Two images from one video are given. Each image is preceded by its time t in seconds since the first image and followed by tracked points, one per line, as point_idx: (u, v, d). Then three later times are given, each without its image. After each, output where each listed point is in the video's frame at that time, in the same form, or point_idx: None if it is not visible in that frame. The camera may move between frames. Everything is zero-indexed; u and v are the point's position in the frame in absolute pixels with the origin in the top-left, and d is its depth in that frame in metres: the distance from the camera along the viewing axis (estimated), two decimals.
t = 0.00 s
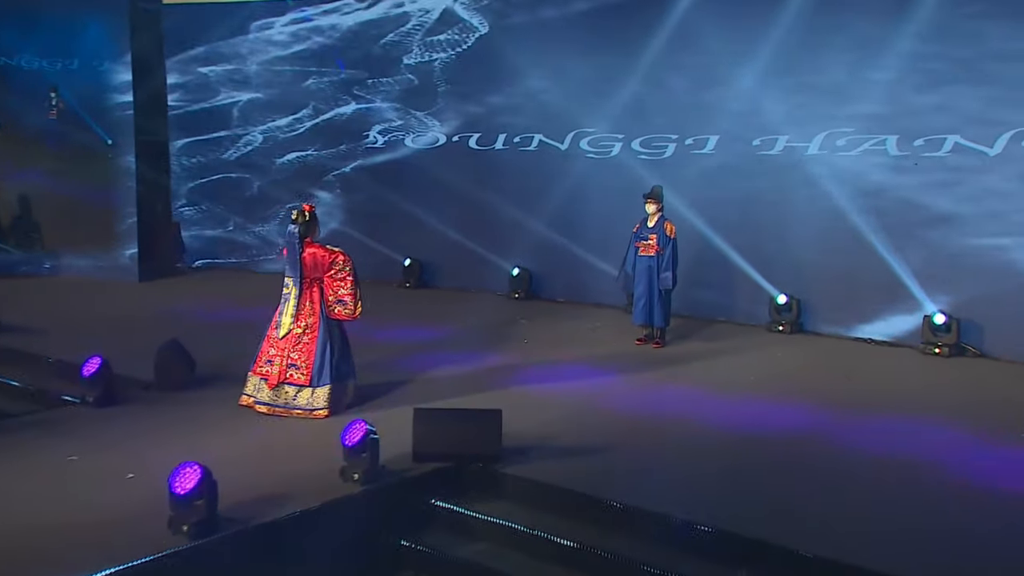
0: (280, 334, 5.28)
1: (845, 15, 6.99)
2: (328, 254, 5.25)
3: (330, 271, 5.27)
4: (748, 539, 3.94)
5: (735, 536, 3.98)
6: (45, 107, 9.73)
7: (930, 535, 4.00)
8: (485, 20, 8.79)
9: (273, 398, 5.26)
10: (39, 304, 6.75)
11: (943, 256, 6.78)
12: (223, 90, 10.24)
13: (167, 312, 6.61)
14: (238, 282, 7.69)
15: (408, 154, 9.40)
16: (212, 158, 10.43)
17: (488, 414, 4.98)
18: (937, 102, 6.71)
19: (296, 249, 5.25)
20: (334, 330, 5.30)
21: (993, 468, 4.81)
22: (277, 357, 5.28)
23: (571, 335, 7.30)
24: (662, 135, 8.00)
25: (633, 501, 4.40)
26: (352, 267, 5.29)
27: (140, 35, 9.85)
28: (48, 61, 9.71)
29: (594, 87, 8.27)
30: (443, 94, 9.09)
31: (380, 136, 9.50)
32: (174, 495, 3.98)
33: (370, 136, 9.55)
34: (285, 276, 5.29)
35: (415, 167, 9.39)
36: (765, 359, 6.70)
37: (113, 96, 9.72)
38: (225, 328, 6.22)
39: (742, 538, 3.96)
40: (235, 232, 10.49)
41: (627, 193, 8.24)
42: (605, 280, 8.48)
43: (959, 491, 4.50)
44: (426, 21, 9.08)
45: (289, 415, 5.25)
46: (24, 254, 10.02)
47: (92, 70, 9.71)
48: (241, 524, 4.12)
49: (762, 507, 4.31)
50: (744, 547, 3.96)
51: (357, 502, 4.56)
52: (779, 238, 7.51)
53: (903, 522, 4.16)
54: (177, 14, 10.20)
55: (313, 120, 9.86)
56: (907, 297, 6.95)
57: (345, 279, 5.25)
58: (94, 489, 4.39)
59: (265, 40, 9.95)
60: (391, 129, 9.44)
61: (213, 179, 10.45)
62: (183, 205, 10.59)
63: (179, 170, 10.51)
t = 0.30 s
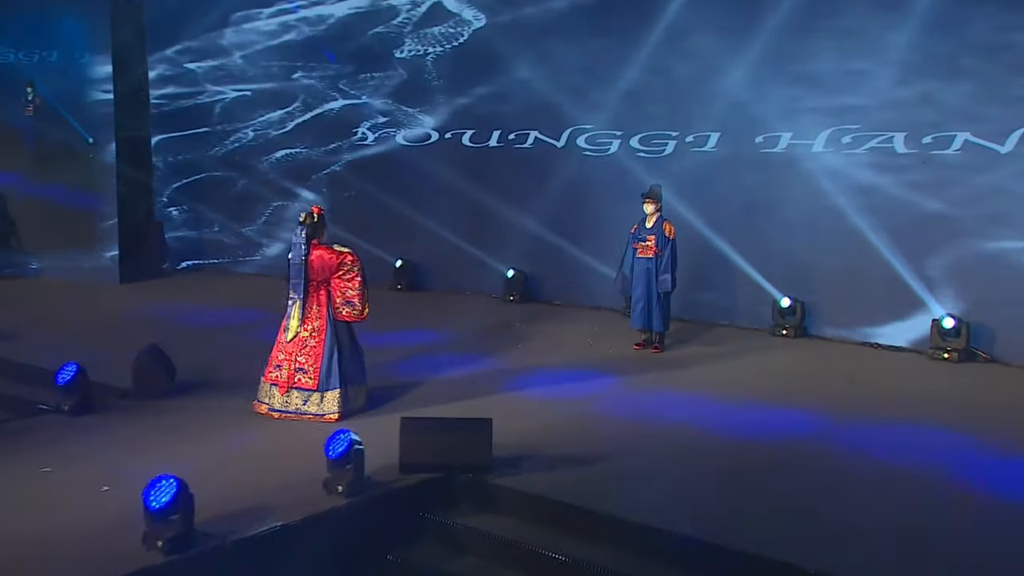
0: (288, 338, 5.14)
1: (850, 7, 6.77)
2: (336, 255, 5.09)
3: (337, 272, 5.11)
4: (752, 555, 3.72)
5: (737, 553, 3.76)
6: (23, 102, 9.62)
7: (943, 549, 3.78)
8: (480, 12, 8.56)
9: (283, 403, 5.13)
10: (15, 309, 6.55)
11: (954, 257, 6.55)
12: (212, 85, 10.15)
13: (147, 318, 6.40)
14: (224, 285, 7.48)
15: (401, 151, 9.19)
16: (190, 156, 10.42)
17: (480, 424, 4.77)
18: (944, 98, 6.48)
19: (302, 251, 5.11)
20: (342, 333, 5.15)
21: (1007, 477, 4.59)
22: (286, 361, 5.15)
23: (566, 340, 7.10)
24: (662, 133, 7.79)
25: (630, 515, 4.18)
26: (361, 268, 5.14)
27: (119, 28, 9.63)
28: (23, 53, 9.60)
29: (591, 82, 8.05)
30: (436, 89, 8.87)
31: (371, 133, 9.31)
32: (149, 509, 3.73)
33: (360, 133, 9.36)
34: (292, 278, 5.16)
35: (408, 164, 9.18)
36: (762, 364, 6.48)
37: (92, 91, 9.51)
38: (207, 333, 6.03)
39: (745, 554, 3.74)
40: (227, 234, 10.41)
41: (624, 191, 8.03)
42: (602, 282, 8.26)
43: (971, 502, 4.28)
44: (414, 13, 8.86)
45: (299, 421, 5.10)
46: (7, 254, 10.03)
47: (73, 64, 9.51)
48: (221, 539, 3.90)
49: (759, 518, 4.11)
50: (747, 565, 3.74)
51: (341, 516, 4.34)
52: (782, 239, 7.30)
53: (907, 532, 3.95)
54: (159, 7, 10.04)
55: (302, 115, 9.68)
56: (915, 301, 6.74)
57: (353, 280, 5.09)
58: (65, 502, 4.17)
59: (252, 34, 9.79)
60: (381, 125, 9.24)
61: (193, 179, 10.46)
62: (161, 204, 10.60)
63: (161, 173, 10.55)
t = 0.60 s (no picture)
0: (303, 337, 5.03)
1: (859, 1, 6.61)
2: (350, 254, 4.94)
3: (352, 272, 4.96)
4: None
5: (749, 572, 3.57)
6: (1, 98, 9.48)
7: (964, 566, 3.60)
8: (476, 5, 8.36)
9: (295, 402, 5.01)
10: None
11: (967, 258, 6.36)
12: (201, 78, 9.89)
13: (123, 324, 6.19)
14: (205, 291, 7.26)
15: (394, 149, 8.98)
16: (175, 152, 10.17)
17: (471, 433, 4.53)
18: (959, 93, 6.30)
19: (317, 251, 4.98)
20: (358, 334, 4.99)
21: None
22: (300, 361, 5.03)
23: (561, 345, 6.88)
24: (663, 130, 7.60)
25: (637, 530, 3.99)
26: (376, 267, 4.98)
27: (101, 21, 9.50)
28: None
29: (592, 77, 7.86)
30: (429, 85, 8.66)
31: (363, 130, 9.10)
32: (124, 524, 3.54)
33: (352, 130, 9.15)
34: (307, 278, 5.03)
35: (401, 161, 8.97)
36: (759, 372, 6.24)
37: (73, 88, 9.40)
38: (187, 339, 5.84)
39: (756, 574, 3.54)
40: (214, 232, 10.14)
41: (623, 189, 7.83)
42: (601, 284, 8.06)
43: (991, 517, 4.10)
44: (407, 5, 8.67)
45: (311, 421, 4.97)
46: None
47: (52, 54, 9.39)
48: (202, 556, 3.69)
49: (765, 532, 3.94)
50: None
51: (326, 531, 4.15)
52: (787, 239, 7.10)
53: (922, 548, 3.78)
54: None
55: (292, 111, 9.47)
56: (925, 304, 6.56)
57: (368, 280, 4.94)
58: (40, 516, 3.95)
59: (241, 27, 9.57)
60: (374, 121, 9.03)
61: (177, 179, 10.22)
62: (146, 202, 10.33)
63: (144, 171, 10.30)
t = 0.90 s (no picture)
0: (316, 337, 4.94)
1: None
2: (361, 251, 4.87)
3: (363, 269, 4.89)
4: None
5: None
6: None
7: None
8: None
9: (315, 404, 4.92)
10: None
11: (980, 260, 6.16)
12: (184, 73, 9.69)
13: (100, 329, 5.98)
14: (185, 295, 7.03)
15: (386, 145, 8.77)
16: (162, 149, 9.95)
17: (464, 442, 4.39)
18: (970, 89, 6.10)
19: (327, 248, 4.90)
20: (371, 332, 4.91)
21: None
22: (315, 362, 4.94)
23: (555, 350, 6.66)
24: (665, 126, 7.38)
25: (638, 548, 3.80)
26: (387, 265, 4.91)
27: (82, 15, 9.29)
28: None
29: (592, 71, 7.67)
30: (424, 79, 8.45)
31: (355, 125, 8.89)
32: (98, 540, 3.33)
33: (344, 126, 8.94)
34: (318, 277, 4.95)
35: (393, 158, 8.77)
36: (758, 378, 6.02)
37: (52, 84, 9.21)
38: (167, 345, 5.64)
39: None
40: (202, 231, 9.95)
41: (623, 186, 7.63)
42: (601, 285, 7.85)
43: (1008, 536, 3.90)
44: None
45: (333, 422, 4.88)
46: None
47: (32, 44, 9.18)
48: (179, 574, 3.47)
49: (768, 550, 3.75)
50: None
51: (311, 547, 3.94)
52: (793, 241, 6.90)
53: (935, 566, 3.60)
54: None
55: (278, 108, 9.27)
56: (936, 308, 6.36)
57: (379, 278, 4.87)
58: (10, 530, 3.73)
59: (227, 21, 9.36)
60: (366, 117, 8.81)
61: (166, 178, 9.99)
62: (133, 202, 10.17)
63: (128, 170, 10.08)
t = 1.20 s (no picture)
0: (330, 340, 4.81)
1: None
2: (383, 255, 4.81)
3: (383, 274, 4.83)
4: None
5: None
6: None
7: None
8: None
9: (321, 407, 4.78)
10: None
11: (995, 262, 5.96)
12: (167, 67, 9.48)
13: (74, 337, 5.76)
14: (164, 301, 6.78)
15: (378, 143, 8.56)
16: (145, 148, 9.73)
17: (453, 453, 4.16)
18: (984, 84, 5.90)
19: (347, 251, 4.81)
20: (387, 338, 4.84)
21: None
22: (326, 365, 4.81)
23: (548, 357, 6.42)
24: (666, 123, 7.18)
25: (638, 567, 3.59)
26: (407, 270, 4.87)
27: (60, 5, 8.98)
28: None
29: (591, 67, 7.46)
30: (418, 75, 8.24)
31: (346, 122, 8.68)
32: (70, 558, 3.13)
33: (335, 123, 8.73)
34: (335, 279, 4.84)
35: (384, 156, 8.55)
36: (758, 385, 5.80)
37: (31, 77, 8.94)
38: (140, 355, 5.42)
39: None
40: (186, 232, 9.69)
41: (623, 185, 7.42)
42: (601, 288, 7.65)
43: None
44: None
45: (339, 427, 4.76)
46: None
47: (10, 35, 8.89)
48: None
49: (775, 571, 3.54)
50: None
51: (294, 563, 3.73)
52: (799, 242, 6.70)
53: None
54: None
55: (265, 107, 9.06)
56: (949, 313, 6.17)
57: (399, 283, 4.82)
58: None
59: (217, 14, 9.14)
60: (359, 112, 8.60)
61: (147, 179, 9.76)
62: (113, 201, 9.93)
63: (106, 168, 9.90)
